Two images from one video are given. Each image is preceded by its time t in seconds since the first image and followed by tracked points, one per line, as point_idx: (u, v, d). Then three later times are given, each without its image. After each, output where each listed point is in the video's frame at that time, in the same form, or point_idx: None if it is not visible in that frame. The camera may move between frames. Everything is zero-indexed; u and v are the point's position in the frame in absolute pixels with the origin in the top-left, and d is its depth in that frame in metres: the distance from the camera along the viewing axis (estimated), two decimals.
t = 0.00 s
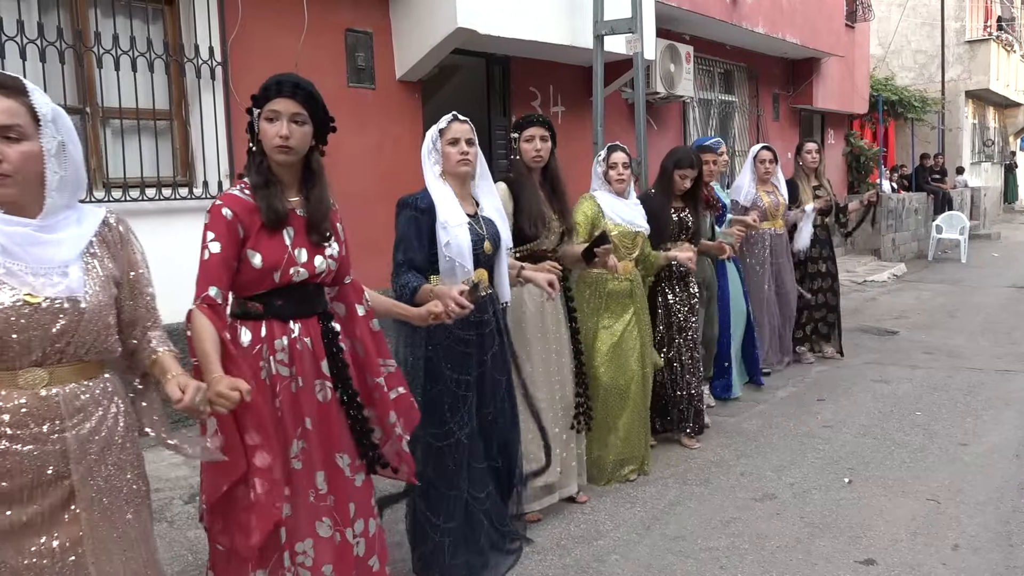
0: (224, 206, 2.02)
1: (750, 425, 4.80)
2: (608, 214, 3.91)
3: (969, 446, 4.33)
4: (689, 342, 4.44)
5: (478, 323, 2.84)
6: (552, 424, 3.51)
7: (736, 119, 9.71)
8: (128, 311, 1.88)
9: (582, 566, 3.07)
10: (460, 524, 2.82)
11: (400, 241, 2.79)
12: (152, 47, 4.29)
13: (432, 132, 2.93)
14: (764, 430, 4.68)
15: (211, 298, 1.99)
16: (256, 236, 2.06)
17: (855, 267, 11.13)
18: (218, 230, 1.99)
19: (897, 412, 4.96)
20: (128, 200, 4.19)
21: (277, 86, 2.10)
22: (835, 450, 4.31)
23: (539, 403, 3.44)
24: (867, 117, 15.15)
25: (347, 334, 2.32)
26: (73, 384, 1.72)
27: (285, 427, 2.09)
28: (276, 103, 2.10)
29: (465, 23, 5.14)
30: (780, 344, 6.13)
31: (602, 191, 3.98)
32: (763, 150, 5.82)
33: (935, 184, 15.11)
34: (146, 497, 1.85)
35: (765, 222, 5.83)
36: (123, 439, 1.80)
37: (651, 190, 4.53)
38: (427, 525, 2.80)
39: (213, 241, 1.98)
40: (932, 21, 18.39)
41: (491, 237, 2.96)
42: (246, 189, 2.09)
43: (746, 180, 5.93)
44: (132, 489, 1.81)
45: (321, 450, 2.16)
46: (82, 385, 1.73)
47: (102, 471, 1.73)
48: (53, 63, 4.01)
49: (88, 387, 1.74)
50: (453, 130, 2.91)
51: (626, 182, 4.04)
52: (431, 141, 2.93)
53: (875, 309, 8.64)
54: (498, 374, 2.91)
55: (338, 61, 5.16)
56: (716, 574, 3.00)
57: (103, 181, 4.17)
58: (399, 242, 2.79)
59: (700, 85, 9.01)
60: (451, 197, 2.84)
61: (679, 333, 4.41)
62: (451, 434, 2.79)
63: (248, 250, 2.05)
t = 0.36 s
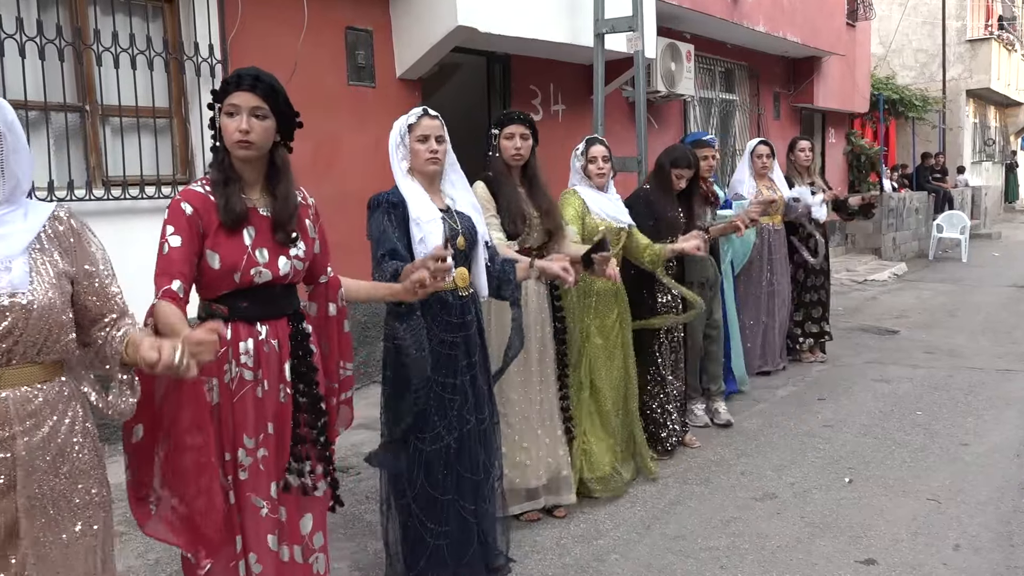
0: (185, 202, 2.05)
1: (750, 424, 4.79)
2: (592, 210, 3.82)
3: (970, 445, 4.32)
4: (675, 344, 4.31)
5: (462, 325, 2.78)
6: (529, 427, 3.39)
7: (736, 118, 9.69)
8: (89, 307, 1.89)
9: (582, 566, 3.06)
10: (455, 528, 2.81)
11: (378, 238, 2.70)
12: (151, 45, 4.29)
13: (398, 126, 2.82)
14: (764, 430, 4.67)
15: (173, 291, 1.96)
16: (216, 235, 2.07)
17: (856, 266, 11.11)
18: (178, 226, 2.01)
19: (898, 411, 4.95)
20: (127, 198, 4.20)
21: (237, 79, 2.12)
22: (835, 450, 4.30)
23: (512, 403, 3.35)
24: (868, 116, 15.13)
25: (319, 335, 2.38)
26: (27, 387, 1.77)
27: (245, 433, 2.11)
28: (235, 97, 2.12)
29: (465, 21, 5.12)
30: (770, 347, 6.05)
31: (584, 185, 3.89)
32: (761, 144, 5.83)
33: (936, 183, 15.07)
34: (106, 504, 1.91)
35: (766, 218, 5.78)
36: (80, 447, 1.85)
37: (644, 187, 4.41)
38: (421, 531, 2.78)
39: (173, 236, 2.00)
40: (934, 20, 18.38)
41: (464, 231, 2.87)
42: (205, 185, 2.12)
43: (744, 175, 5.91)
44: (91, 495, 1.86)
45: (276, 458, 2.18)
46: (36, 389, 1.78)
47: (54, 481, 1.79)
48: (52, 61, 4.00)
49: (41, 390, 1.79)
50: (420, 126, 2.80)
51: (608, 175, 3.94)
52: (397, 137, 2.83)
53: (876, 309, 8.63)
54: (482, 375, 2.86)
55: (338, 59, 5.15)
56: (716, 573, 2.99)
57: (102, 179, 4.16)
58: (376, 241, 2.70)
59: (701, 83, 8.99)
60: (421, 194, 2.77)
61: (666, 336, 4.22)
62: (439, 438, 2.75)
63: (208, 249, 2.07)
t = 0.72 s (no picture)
0: (179, 197, 2.06)
1: (755, 424, 4.78)
2: (587, 206, 3.73)
3: (977, 447, 4.30)
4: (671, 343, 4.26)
5: (455, 323, 2.77)
6: (523, 429, 3.37)
7: (743, 117, 9.67)
8: (80, 300, 1.93)
9: (585, 566, 3.05)
10: (451, 527, 2.76)
11: (366, 240, 2.72)
12: (159, 40, 4.30)
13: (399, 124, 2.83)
14: (769, 430, 4.66)
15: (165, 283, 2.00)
16: (214, 227, 2.08)
17: (862, 267, 11.07)
18: (171, 223, 2.03)
19: (904, 413, 4.93)
20: (133, 193, 4.21)
21: (232, 73, 2.12)
22: (840, 451, 4.28)
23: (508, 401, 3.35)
24: (876, 117, 15.08)
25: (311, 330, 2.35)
26: (22, 381, 1.78)
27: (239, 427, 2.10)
28: (230, 91, 2.12)
29: (473, 18, 5.11)
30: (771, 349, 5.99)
31: (580, 184, 3.81)
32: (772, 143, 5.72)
33: (944, 184, 15.01)
34: (106, 494, 1.92)
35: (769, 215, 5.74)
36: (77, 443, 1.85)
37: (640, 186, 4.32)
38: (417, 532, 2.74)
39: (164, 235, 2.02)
40: (943, 20, 18.31)
41: (462, 232, 2.87)
42: (203, 180, 2.12)
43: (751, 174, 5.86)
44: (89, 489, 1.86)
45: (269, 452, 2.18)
46: (30, 384, 1.78)
47: (53, 471, 1.78)
48: (60, 56, 4.01)
49: (38, 383, 1.80)
50: (416, 125, 2.81)
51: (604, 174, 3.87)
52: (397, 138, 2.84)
53: (883, 310, 8.60)
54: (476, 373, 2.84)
55: (346, 55, 5.14)
56: (720, 574, 2.98)
57: (109, 174, 4.16)
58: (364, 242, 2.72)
59: (708, 82, 8.96)
60: (418, 192, 2.75)
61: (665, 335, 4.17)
62: (434, 437, 2.73)
63: (205, 243, 2.06)
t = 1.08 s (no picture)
0: (190, 199, 2.05)
1: (757, 426, 4.77)
2: (584, 213, 3.72)
3: (979, 450, 4.29)
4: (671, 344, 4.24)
5: (429, 324, 2.76)
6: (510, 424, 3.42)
7: (747, 118, 9.65)
8: (99, 302, 1.98)
9: (585, 567, 3.04)
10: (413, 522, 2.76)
11: (355, 240, 2.69)
12: (161, 38, 4.28)
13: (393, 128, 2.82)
14: (771, 432, 4.65)
15: (175, 290, 2.03)
16: (223, 229, 2.08)
17: (865, 269, 11.05)
18: (182, 225, 2.03)
19: (906, 415, 4.91)
20: (135, 191, 4.21)
21: (238, 78, 2.11)
22: (842, 453, 4.27)
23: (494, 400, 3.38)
24: (879, 118, 15.06)
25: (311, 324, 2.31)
26: (40, 375, 1.81)
27: (253, 418, 2.13)
28: (237, 96, 2.11)
29: (476, 17, 5.10)
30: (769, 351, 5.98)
31: (579, 189, 3.77)
32: (775, 149, 5.75)
33: (947, 186, 14.98)
34: (110, 487, 1.94)
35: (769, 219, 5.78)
36: (91, 433, 1.89)
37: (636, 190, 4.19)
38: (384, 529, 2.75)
39: (178, 236, 2.03)
40: (947, 22, 18.28)
41: (448, 241, 2.86)
42: (214, 185, 2.11)
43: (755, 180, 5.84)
44: (95, 482, 1.89)
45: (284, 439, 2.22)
46: (49, 377, 1.82)
47: (62, 464, 1.81)
48: (62, 53, 4.01)
49: (55, 378, 1.83)
50: (413, 130, 2.79)
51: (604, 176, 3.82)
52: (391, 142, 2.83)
53: (885, 312, 8.58)
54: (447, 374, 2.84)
55: (349, 53, 5.13)
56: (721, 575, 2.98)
57: (111, 172, 4.16)
58: (354, 242, 2.70)
59: (712, 83, 8.95)
60: (410, 198, 2.73)
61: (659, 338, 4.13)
62: (401, 434, 2.71)
63: (216, 244, 2.07)
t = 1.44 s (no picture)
0: (189, 197, 2.06)
1: (759, 426, 4.76)
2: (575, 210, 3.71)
3: (982, 451, 4.28)
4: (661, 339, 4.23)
5: (410, 320, 2.76)
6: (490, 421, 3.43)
7: (750, 118, 9.64)
8: (84, 290, 1.95)
9: (586, 567, 3.03)
10: (390, 515, 2.78)
11: (338, 232, 2.68)
12: (164, 38, 4.28)
13: (372, 121, 2.79)
14: (774, 433, 4.64)
15: (176, 285, 1.98)
16: (218, 227, 2.09)
17: (868, 269, 11.03)
18: (182, 223, 2.02)
19: (908, 416, 4.90)
20: (138, 189, 4.20)
21: (233, 80, 2.12)
22: (844, 454, 4.27)
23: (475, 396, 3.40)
24: (882, 118, 15.04)
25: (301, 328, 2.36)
26: (31, 362, 1.82)
27: (245, 410, 2.15)
28: (231, 96, 2.13)
29: (478, 17, 5.10)
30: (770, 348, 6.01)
31: (569, 187, 3.78)
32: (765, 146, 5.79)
33: (950, 186, 14.95)
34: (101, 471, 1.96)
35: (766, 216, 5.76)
36: (79, 419, 1.90)
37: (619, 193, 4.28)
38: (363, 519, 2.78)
39: (179, 232, 2.01)
40: (949, 22, 18.26)
41: (425, 232, 2.88)
42: (209, 184, 2.12)
43: (744, 173, 5.82)
44: (87, 464, 1.91)
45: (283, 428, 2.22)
46: (37, 364, 1.83)
47: (56, 448, 1.83)
48: (63, 53, 4.01)
49: (45, 366, 1.84)
50: (393, 125, 2.78)
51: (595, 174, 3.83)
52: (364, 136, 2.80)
53: (888, 312, 8.57)
54: (428, 369, 2.85)
55: (350, 54, 5.13)
56: None
57: (113, 171, 4.17)
58: (336, 234, 2.68)
59: (714, 83, 8.94)
60: (387, 190, 2.75)
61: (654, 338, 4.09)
62: (380, 427, 2.73)
63: (209, 241, 2.07)
